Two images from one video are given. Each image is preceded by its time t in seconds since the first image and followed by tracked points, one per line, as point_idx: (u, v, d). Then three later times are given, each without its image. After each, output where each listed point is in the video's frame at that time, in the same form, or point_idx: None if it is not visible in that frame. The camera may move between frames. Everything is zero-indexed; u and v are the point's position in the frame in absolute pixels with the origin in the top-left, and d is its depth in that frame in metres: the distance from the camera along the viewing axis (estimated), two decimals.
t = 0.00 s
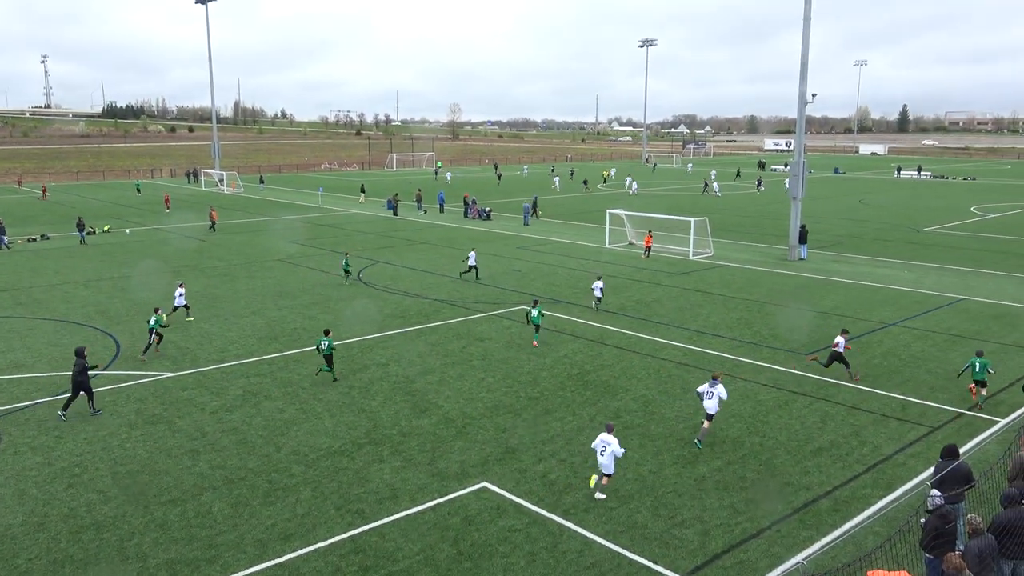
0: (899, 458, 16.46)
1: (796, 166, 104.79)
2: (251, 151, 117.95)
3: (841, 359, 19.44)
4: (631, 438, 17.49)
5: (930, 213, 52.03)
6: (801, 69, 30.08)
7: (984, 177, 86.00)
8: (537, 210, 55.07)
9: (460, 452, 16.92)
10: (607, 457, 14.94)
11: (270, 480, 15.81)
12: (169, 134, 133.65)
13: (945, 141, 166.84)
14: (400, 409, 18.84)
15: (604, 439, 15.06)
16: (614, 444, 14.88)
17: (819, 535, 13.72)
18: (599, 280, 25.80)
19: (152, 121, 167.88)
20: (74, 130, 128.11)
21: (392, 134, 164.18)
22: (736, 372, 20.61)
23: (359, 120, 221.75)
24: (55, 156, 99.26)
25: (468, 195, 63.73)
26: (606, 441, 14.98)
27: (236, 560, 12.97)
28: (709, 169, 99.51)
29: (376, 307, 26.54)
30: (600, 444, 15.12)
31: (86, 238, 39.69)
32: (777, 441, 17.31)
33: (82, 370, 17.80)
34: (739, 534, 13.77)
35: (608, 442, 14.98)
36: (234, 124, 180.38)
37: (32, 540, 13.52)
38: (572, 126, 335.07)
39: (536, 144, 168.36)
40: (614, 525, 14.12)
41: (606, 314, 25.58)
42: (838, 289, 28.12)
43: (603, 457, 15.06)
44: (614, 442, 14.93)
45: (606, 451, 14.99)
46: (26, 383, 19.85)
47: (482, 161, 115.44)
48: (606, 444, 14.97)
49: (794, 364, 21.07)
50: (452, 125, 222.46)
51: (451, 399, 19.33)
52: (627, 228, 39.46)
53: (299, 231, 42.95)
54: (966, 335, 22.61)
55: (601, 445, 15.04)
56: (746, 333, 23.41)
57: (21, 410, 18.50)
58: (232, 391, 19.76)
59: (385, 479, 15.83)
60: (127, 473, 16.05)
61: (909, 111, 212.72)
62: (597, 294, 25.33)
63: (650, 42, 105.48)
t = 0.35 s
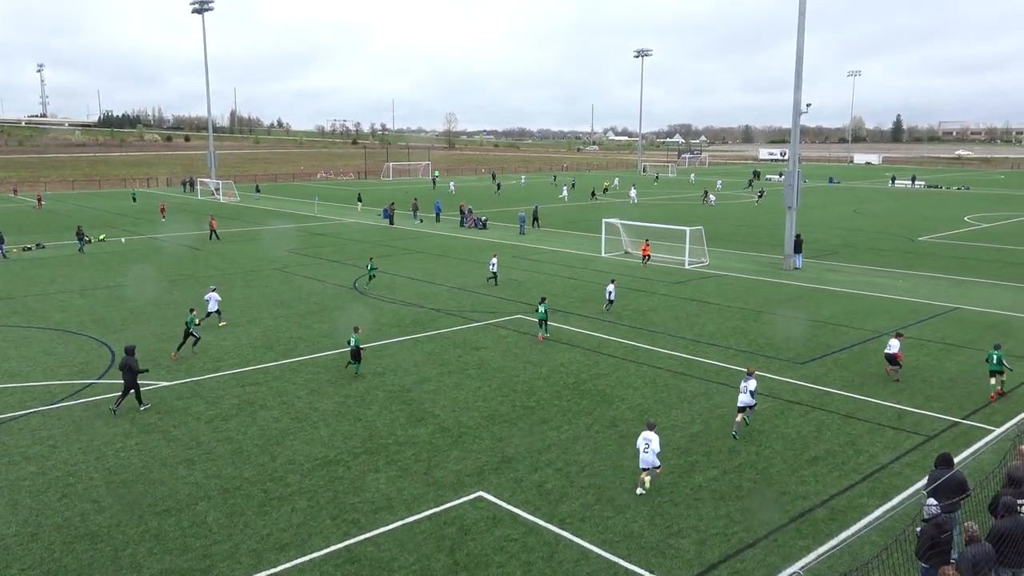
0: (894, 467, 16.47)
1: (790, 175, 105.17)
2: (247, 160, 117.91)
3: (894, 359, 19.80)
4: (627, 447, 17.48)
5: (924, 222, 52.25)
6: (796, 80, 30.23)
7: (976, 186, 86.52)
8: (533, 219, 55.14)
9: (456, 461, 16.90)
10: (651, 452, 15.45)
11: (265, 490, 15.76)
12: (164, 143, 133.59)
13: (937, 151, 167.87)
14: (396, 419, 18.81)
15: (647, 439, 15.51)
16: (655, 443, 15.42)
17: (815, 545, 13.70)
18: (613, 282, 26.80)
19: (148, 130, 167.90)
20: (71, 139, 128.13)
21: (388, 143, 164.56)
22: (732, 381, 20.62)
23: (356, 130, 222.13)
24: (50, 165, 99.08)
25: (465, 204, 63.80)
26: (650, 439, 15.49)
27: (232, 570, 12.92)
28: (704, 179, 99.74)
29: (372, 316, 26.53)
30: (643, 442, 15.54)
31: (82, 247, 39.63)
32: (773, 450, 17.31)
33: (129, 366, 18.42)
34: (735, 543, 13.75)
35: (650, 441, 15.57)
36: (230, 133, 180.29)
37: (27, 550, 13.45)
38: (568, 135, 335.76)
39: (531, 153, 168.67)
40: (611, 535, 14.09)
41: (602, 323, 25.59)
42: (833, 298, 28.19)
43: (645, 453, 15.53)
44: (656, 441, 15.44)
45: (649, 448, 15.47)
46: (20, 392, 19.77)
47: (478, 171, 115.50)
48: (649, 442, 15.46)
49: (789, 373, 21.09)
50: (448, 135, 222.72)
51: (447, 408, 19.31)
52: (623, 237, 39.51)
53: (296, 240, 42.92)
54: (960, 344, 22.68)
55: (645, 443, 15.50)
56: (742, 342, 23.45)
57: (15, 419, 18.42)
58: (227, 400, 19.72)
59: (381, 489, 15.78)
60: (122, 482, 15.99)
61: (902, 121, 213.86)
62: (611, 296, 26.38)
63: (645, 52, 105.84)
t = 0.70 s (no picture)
0: (896, 476, 16.43)
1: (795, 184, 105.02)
2: (249, 168, 118.13)
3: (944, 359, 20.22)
4: (629, 456, 17.45)
5: (925, 231, 52.23)
6: (798, 89, 30.27)
7: (977, 196, 86.55)
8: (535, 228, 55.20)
9: (456, 470, 16.88)
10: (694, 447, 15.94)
11: (265, 498, 15.73)
12: (166, 151, 133.91)
13: (938, 161, 168.02)
14: (397, 427, 18.79)
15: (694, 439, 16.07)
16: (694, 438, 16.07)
17: (817, 555, 13.65)
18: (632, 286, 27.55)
19: (150, 138, 168.41)
20: (74, 147, 128.56)
21: (390, 151, 164.76)
22: (734, 390, 20.58)
23: (358, 138, 222.48)
24: (53, 173, 99.36)
25: (466, 212, 63.87)
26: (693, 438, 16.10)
27: None
28: (706, 188, 99.86)
29: (373, 324, 26.52)
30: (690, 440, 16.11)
31: (84, 254, 39.70)
32: (775, 459, 17.27)
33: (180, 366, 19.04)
34: (737, 553, 13.71)
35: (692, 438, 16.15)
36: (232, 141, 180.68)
37: (26, 558, 13.42)
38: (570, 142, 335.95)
39: (533, 162, 169.03)
40: (611, 544, 14.05)
41: (604, 331, 25.58)
42: (835, 307, 28.15)
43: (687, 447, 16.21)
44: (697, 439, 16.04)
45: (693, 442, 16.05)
46: (21, 399, 19.76)
47: (479, 179, 115.69)
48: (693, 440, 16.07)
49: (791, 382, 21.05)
50: (450, 143, 223.08)
51: (448, 416, 19.29)
52: (624, 246, 39.52)
53: (297, 248, 42.96)
54: (963, 354, 22.64)
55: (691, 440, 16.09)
56: (744, 351, 23.43)
57: (16, 427, 18.41)
58: (228, 407, 19.70)
59: (381, 497, 15.76)
60: (122, 490, 15.97)
61: (902, 130, 213.81)
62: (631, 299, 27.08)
63: (646, 61, 106.00)
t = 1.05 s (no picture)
0: (899, 485, 16.37)
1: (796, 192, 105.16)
2: (251, 175, 118.31)
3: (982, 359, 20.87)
4: (630, 464, 17.42)
5: (926, 240, 52.21)
6: (800, 97, 30.27)
7: (981, 205, 86.45)
8: (536, 235, 55.24)
9: (458, 478, 16.83)
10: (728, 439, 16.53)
11: (266, 505, 15.69)
12: (167, 159, 134.15)
13: (940, 169, 168.03)
14: (398, 434, 18.76)
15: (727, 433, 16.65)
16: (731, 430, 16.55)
17: (819, 564, 13.59)
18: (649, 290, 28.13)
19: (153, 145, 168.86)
20: (76, 154, 128.88)
21: (392, 159, 165.00)
22: (736, 398, 20.55)
23: (358, 145, 222.96)
24: (56, 180, 99.58)
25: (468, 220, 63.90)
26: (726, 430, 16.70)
27: None
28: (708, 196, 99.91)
29: (375, 332, 26.51)
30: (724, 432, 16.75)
31: (87, 261, 39.78)
32: (777, 467, 17.22)
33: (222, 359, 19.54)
34: (739, 562, 13.65)
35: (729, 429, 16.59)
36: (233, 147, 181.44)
37: (26, 565, 13.39)
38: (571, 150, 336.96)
39: (535, 169, 169.27)
40: (613, 552, 13.99)
41: (606, 339, 25.55)
42: (837, 315, 28.11)
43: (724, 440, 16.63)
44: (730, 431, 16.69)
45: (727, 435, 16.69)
46: (23, 406, 19.76)
47: (481, 187, 115.79)
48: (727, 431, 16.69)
49: (793, 390, 21.01)
50: (452, 150, 223.56)
51: (449, 424, 19.25)
52: (626, 254, 39.52)
53: (299, 255, 43.01)
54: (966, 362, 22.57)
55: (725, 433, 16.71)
56: (746, 359, 23.39)
57: (17, 433, 18.41)
58: (229, 414, 19.69)
59: (382, 505, 15.73)
60: (122, 497, 15.94)
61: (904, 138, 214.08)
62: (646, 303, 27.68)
63: (648, 69, 106.10)
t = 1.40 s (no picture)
0: (892, 491, 16.38)
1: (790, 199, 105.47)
2: (243, 184, 118.08)
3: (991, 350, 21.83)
4: (624, 471, 17.39)
5: (918, 246, 52.42)
6: (791, 104, 30.41)
7: (973, 211, 86.85)
8: (530, 243, 55.23)
9: (451, 486, 16.78)
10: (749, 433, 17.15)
11: (258, 515, 15.60)
12: (158, 167, 133.72)
13: (933, 175, 168.65)
14: (391, 443, 18.69)
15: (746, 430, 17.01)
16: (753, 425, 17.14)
17: (813, 570, 13.57)
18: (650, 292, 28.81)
19: (144, 153, 168.36)
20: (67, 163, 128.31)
21: (385, 166, 165.02)
22: (729, 405, 20.56)
23: (351, 153, 222.89)
24: (46, 189, 99.18)
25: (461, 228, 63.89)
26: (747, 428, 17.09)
27: None
28: (701, 203, 100.09)
29: (367, 340, 26.45)
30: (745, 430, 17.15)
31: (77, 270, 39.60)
32: (770, 474, 17.22)
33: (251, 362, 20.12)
34: (733, 569, 13.62)
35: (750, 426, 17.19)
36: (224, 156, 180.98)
37: None
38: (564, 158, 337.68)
39: (528, 177, 169.40)
40: (607, 560, 13.95)
41: (598, 346, 25.55)
42: (830, 321, 28.17)
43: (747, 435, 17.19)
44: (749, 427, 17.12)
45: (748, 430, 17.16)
46: (13, 416, 19.62)
47: (474, 195, 115.79)
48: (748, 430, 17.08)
49: (786, 396, 21.04)
50: (445, 158, 223.62)
51: (442, 432, 19.20)
52: (618, 261, 39.56)
53: (292, 263, 42.93)
54: (957, 368, 22.64)
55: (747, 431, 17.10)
56: (739, 365, 23.41)
57: (7, 444, 18.26)
58: (221, 423, 19.58)
59: (374, 514, 15.65)
60: (113, 508, 15.84)
61: (897, 145, 214.86)
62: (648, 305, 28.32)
63: (640, 77, 106.37)
